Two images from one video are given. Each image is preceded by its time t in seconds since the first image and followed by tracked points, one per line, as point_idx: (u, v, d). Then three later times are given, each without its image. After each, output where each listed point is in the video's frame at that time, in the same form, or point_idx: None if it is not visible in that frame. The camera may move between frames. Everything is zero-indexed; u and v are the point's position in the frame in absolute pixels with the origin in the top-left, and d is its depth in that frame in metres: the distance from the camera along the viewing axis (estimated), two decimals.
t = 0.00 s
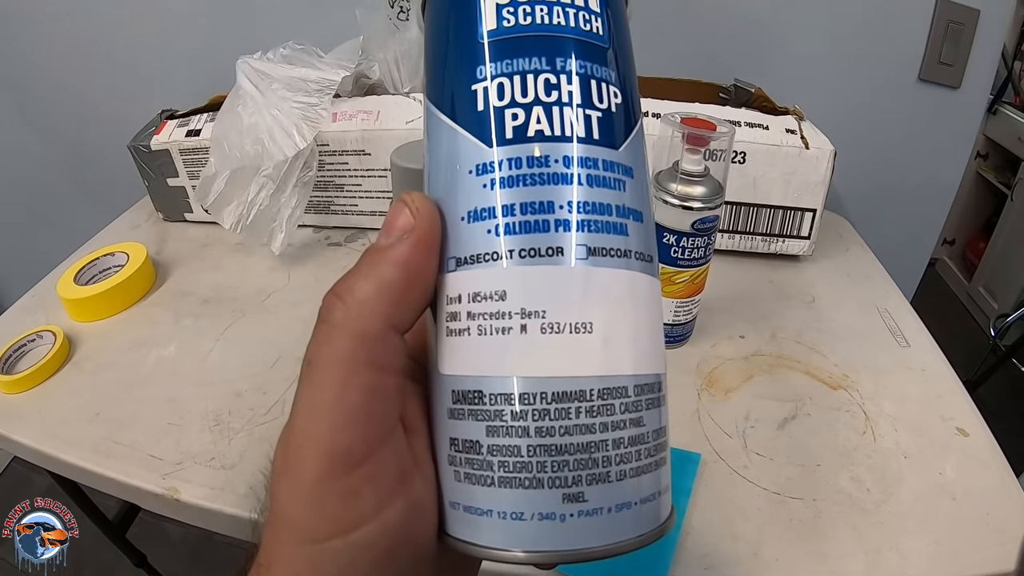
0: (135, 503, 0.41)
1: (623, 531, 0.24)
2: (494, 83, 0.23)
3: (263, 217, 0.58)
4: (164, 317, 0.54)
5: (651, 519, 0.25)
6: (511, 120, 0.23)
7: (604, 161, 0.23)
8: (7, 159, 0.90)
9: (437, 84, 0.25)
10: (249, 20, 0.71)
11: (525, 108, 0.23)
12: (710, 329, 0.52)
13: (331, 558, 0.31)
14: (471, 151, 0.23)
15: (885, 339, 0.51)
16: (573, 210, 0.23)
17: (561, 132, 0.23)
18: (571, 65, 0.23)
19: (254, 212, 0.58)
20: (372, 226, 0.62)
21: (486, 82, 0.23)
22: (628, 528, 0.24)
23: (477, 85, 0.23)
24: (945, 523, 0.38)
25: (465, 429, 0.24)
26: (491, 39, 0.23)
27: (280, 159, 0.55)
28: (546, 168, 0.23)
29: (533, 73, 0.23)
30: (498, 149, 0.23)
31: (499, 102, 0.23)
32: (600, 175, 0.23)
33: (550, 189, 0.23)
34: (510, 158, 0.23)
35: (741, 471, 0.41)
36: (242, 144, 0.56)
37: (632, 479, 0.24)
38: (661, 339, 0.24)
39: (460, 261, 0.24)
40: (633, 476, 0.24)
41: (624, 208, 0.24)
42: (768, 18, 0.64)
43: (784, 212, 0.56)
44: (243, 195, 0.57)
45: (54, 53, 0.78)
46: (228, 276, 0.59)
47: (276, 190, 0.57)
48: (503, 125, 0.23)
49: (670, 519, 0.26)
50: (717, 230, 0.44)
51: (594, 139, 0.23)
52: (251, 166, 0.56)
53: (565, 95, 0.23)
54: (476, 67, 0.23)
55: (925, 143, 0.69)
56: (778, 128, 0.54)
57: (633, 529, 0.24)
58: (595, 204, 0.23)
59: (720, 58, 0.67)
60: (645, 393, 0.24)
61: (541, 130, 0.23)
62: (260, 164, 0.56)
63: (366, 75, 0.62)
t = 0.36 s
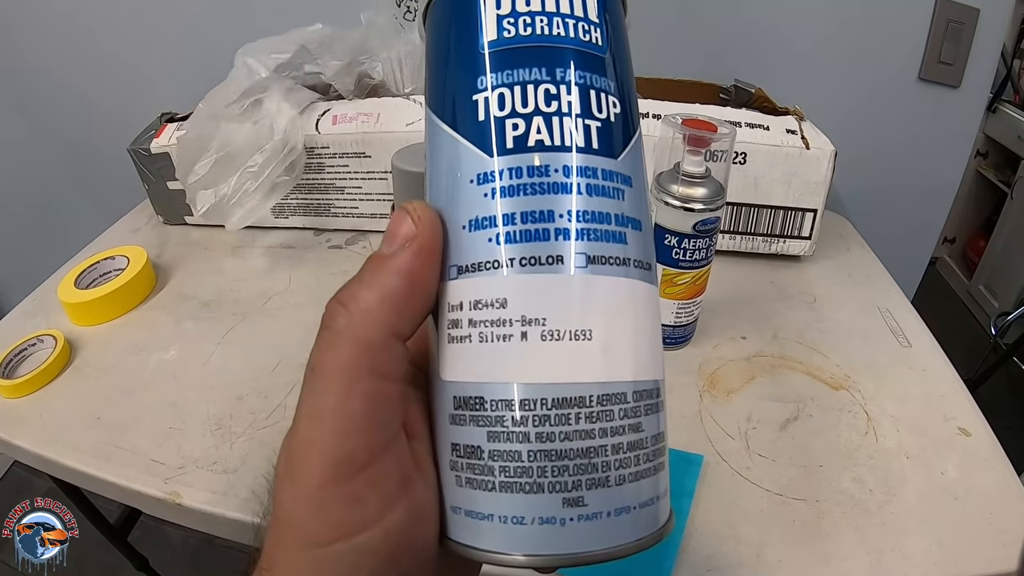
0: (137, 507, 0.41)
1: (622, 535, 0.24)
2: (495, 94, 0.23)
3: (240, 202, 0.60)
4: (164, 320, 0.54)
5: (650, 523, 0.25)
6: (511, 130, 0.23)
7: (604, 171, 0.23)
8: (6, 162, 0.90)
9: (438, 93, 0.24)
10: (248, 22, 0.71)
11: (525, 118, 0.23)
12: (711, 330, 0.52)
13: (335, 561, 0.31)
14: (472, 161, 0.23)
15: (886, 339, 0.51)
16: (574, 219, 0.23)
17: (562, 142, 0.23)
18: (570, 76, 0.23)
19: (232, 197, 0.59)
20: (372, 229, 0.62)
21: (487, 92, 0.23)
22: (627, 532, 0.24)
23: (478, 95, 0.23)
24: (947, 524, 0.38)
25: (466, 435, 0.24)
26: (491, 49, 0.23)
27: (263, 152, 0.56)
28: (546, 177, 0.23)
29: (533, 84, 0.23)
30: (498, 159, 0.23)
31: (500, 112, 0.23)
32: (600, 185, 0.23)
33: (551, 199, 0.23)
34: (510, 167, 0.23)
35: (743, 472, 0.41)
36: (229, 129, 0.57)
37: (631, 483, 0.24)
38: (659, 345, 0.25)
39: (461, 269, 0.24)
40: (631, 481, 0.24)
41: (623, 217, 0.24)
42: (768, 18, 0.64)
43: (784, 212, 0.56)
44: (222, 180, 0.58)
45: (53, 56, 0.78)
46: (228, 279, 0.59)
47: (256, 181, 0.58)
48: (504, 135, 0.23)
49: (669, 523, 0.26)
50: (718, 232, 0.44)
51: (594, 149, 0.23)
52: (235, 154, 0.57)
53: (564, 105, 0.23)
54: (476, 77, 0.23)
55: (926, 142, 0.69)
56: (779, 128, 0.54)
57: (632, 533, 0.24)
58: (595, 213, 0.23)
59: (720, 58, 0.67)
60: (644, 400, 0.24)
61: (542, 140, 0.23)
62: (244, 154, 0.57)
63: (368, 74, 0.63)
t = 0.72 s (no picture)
0: (137, 511, 0.42)
1: (622, 534, 0.24)
2: (501, 101, 0.23)
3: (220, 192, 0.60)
4: (164, 325, 0.54)
5: (649, 523, 0.25)
6: (517, 137, 0.23)
7: (607, 178, 0.23)
8: (5, 166, 0.90)
9: (444, 98, 0.25)
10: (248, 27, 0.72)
11: (530, 125, 0.23)
12: (708, 333, 0.52)
13: (340, 559, 0.31)
14: (478, 167, 0.24)
15: (883, 342, 0.52)
16: (578, 225, 0.23)
17: (566, 149, 0.23)
18: (575, 84, 0.23)
19: (213, 185, 0.59)
20: (371, 233, 0.63)
21: (493, 99, 0.23)
22: (627, 531, 0.24)
23: (485, 102, 0.23)
24: (943, 526, 0.38)
25: (470, 435, 0.24)
26: (497, 57, 0.23)
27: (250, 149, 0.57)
28: (551, 184, 0.23)
29: (539, 92, 0.23)
30: (505, 165, 0.23)
31: (506, 120, 0.23)
32: (602, 193, 0.23)
33: (555, 205, 0.23)
34: (516, 174, 0.23)
35: (740, 475, 0.41)
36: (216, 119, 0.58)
37: (631, 483, 0.24)
38: (659, 349, 0.25)
39: (466, 272, 0.24)
40: (631, 481, 0.24)
41: (626, 223, 0.24)
42: (764, 22, 0.64)
43: (781, 216, 0.56)
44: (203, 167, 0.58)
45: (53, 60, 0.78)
46: (228, 283, 0.59)
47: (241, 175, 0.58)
48: (510, 142, 0.23)
49: (667, 523, 0.26)
50: (714, 236, 0.45)
51: (597, 157, 0.23)
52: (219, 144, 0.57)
53: (570, 114, 0.23)
54: (483, 84, 0.23)
55: (923, 144, 0.69)
56: (775, 132, 0.54)
57: (632, 533, 0.24)
58: (598, 220, 0.23)
59: (717, 62, 0.67)
60: (644, 403, 0.24)
61: (546, 147, 0.23)
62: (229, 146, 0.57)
63: (366, 79, 0.64)
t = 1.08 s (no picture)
0: (135, 514, 0.42)
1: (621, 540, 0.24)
2: (502, 112, 0.23)
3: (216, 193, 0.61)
4: (162, 329, 0.54)
5: (648, 528, 0.25)
6: (517, 148, 0.23)
7: (606, 188, 0.24)
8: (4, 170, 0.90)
9: (444, 109, 0.25)
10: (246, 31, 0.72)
11: (531, 136, 0.23)
12: (705, 335, 0.52)
13: (343, 563, 0.31)
14: (479, 177, 0.24)
15: (880, 342, 0.52)
16: (577, 235, 0.23)
17: (566, 160, 0.23)
18: (574, 96, 0.23)
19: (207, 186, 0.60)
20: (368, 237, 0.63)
21: (494, 110, 0.23)
22: (626, 536, 0.24)
23: (486, 113, 0.23)
24: (941, 526, 0.38)
25: (471, 441, 0.24)
26: (498, 69, 0.23)
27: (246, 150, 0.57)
28: (550, 195, 0.23)
29: (539, 103, 0.23)
30: (505, 176, 0.23)
31: (507, 131, 0.23)
32: (602, 203, 0.23)
33: (555, 216, 0.23)
34: (517, 184, 0.23)
35: (737, 477, 0.41)
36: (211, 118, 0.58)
37: (630, 489, 0.24)
38: (657, 356, 0.25)
39: (468, 281, 0.24)
40: (630, 487, 0.24)
41: (624, 233, 0.24)
42: (761, 23, 0.64)
43: (777, 217, 0.57)
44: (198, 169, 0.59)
45: (52, 65, 0.78)
46: (226, 287, 0.59)
47: (235, 177, 0.59)
48: (510, 153, 0.23)
49: (666, 528, 0.26)
50: (710, 238, 0.45)
51: (596, 167, 0.23)
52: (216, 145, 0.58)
53: (570, 125, 0.23)
54: (484, 95, 0.23)
55: (920, 144, 0.69)
56: (771, 134, 0.54)
57: (631, 538, 0.24)
58: (597, 229, 0.23)
59: (713, 63, 0.67)
60: (642, 410, 0.24)
61: (546, 158, 0.23)
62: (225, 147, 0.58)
63: (362, 84, 0.65)
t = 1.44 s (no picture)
0: (134, 516, 0.42)
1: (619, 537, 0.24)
2: (500, 120, 0.23)
3: (184, 163, 0.59)
4: (162, 332, 0.55)
5: (645, 526, 0.25)
6: (515, 154, 0.23)
7: (602, 194, 0.24)
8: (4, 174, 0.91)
9: (443, 117, 0.25)
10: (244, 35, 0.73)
11: (528, 143, 0.23)
12: (701, 335, 0.52)
13: (346, 562, 0.31)
14: (477, 183, 0.24)
15: (878, 341, 0.52)
16: (573, 239, 0.23)
17: (562, 166, 0.23)
18: (571, 102, 0.23)
19: (179, 150, 0.59)
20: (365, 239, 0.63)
21: (492, 117, 0.23)
22: (624, 534, 0.24)
23: (484, 120, 0.23)
24: (939, 525, 0.38)
25: (471, 441, 0.24)
26: (496, 77, 0.23)
27: (240, 122, 0.58)
28: (547, 199, 0.23)
29: (535, 110, 0.23)
30: (503, 182, 0.23)
31: (504, 138, 0.23)
32: (597, 208, 0.24)
33: (552, 220, 0.23)
34: (515, 189, 0.23)
35: (734, 476, 0.41)
36: (208, 86, 0.59)
37: (626, 487, 0.24)
38: (654, 357, 0.25)
39: (467, 285, 0.25)
40: (627, 485, 0.24)
41: (620, 237, 0.24)
42: (757, 24, 0.64)
43: (774, 217, 0.57)
44: (183, 131, 0.59)
45: (52, 69, 0.79)
46: (225, 290, 0.59)
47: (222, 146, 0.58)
48: (508, 159, 0.23)
49: (663, 524, 0.26)
50: (705, 239, 0.45)
51: (593, 173, 0.24)
52: (210, 116, 0.59)
53: (566, 132, 0.23)
54: (481, 102, 0.23)
55: (918, 143, 0.69)
56: (767, 134, 0.54)
57: (628, 536, 0.24)
58: (593, 234, 0.23)
59: (710, 63, 0.67)
60: (639, 411, 0.24)
61: (543, 164, 0.23)
62: (219, 120, 0.59)
63: (363, 82, 0.64)
